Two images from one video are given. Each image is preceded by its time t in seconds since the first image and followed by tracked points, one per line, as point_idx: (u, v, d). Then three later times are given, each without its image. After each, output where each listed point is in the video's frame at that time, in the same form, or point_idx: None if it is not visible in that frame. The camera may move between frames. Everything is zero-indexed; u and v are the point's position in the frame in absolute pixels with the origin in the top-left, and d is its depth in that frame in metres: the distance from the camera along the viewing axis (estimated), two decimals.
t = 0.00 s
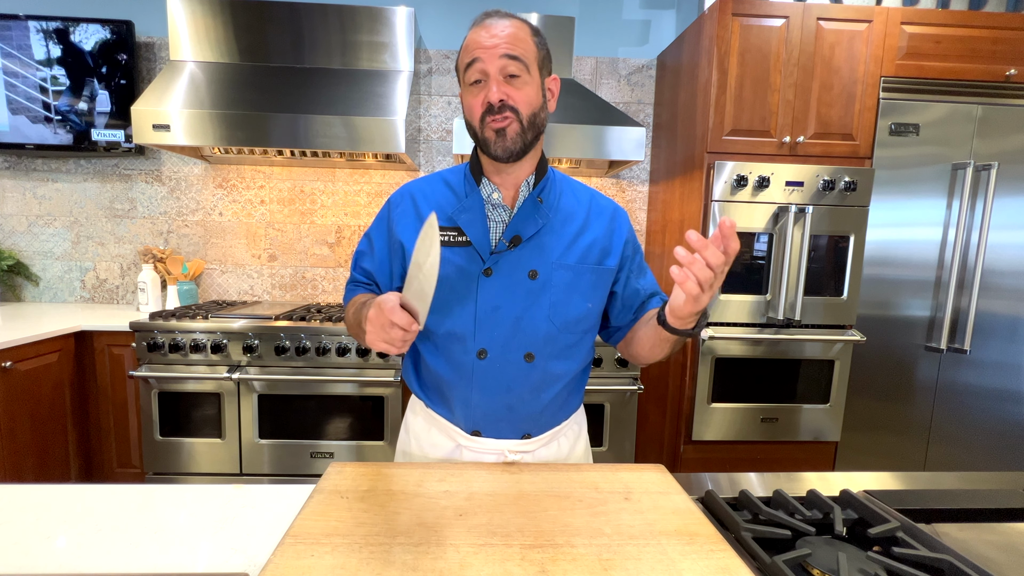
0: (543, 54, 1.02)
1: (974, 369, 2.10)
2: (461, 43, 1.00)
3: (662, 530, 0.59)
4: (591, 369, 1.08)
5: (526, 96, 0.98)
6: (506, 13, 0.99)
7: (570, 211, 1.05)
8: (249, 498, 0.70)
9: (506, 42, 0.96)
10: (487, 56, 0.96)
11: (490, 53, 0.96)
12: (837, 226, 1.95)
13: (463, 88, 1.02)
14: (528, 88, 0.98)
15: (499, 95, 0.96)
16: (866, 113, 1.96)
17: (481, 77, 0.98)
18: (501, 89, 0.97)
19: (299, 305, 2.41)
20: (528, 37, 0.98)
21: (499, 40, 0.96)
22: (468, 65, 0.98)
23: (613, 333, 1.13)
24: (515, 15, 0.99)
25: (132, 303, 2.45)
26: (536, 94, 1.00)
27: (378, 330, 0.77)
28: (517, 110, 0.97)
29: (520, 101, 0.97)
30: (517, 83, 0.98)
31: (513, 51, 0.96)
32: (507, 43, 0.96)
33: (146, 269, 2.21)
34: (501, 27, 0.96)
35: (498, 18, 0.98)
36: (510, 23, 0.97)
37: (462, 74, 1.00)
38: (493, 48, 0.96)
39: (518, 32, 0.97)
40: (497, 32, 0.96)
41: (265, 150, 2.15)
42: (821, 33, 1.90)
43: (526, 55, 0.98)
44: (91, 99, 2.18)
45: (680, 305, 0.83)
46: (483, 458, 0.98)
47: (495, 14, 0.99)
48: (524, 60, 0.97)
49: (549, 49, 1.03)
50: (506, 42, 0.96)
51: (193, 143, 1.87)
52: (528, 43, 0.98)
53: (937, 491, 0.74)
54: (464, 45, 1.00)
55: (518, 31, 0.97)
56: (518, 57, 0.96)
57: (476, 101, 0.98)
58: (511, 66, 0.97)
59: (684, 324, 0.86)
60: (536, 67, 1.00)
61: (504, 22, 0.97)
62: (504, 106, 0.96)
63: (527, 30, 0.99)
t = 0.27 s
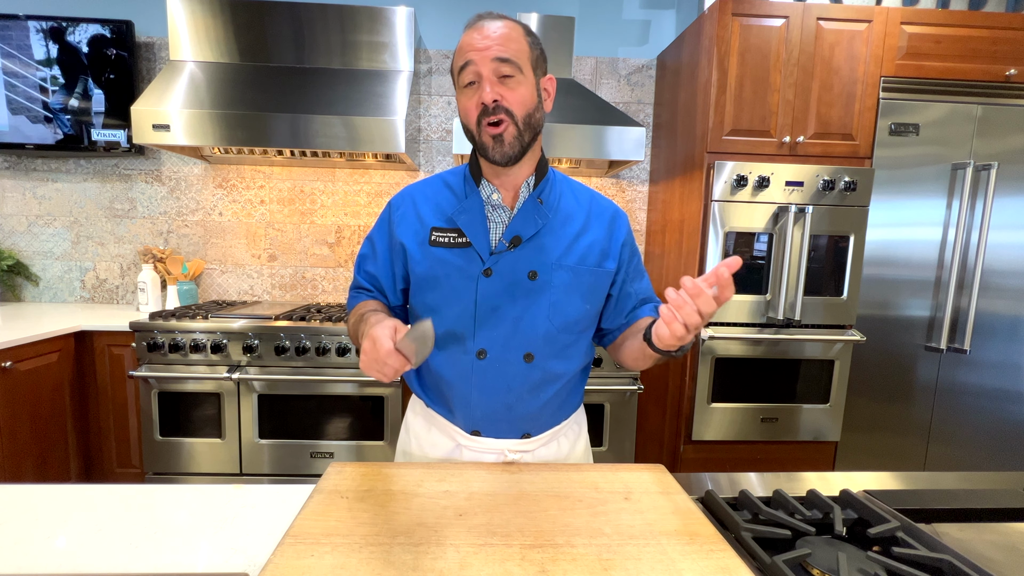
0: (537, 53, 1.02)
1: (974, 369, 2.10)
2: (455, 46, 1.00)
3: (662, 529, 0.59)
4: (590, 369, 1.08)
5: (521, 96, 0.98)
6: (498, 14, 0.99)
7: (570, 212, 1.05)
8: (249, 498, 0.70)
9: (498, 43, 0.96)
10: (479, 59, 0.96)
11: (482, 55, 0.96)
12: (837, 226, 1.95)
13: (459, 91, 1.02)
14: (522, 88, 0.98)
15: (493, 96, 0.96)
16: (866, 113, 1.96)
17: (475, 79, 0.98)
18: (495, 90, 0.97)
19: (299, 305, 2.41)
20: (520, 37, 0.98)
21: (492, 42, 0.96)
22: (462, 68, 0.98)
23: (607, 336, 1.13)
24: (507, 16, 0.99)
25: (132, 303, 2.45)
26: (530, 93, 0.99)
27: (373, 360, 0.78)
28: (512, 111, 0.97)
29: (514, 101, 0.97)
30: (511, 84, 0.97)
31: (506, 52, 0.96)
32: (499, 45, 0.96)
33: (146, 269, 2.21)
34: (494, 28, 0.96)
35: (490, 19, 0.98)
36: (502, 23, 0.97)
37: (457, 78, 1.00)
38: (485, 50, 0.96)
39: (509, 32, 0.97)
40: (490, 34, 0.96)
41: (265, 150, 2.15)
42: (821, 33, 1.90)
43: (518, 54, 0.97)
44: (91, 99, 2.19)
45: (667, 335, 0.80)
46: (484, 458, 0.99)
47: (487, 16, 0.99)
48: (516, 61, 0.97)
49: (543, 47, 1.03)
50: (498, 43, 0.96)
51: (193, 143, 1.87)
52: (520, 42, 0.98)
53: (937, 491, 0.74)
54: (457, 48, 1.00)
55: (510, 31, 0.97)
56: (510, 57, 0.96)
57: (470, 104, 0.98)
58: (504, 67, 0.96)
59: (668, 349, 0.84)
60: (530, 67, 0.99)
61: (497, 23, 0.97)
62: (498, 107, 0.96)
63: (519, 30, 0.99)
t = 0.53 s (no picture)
0: (525, 51, 1.01)
1: (974, 369, 2.10)
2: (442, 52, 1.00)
3: (662, 530, 0.59)
4: (589, 369, 1.08)
5: (510, 97, 0.98)
6: (483, 17, 0.98)
7: (569, 212, 1.05)
8: (249, 498, 0.70)
9: (484, 46, 0.96)
10: (466, 64, 0.96)
11: (468, 60, 0.96)
12: (837, 226, 1.95)
13: (450, 97, 1.03)
14: (511, 88, 0.98)
15: (482, 100, 0.97)
16: (866, 113, 1.96)
17: (463, 85, 0.98)
18: (483, 94, 0.97)
19: (299, 305, 2.41)
20: (506, 37, 0.97)
21: (477, 46, 0.95)
22: (450, 75, 0.99)
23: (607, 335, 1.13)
24: (493, 17, 0.98)
25: (132, 303, 2.45)
26: (520, 92, 0.99)
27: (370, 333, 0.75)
28: (502, 112, 0.97)
29: (504, 103, 0.97)
30: (500, 85, 0.97)
31: (492, 55, 0.96)
32: (485, 47, 0.96)
33: (146, 269, 2.21)
34: (479, 31, 0.96)
35: (476, 22, 0.98)
36: (488, 25, 0.97)
37: (447, 85, 1.01)
38: (470, 55, 0.96)
39: (494, 34, 0.97)
40: (475, 38, 0.96)
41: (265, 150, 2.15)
42: (821, 33, 1.90)
43: (504, 56, 0.97)
44: (91, 100, 2.19)
45: (662, 311, 0.86)
46: (483, 458, 0.99)
47: (472, 20, 0.98)
48: (503, 62, 0.97)
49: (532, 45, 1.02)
50: (484, 46, 0.96)
51: (193, 143, 1.87)
52: (506, 42, 0.97)
53: (937, 491, 0.74)
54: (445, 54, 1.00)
55: (496, 33, 0.97)
56: (496, 60, 0.96)
57: (460, 110, 0.99)
58: (491, 70, 0.96)
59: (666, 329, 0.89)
60: (518, 65, 0.99)
61: (482, 25, 0.97)
62: (487, 111, 0.96)
63: (505, 30, 0.98)
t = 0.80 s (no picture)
0: (519, 50, 1.00)
1: (974, 368, 2.10)
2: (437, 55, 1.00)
3: (662, 530, 0.59)
4: (590, 368, 1.09)
5: (504, 97, 0.97)
6: (475, 17, 0.98)
7: (569, 212, 1.05)
8: (249, 498, 0.70)
9: (477, 48, 0.95)
10: (459, 67, 0.96)
11: (462, 63, 0.96)
12: (837, 226, 1.95)
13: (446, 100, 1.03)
14: (505, 89, 0.98)
15: (476, 102, 0.97)
16: (866, 113, 1.96)
17: (458, 87, 0.98)
18: (477, 95, 0.97)
19: (299, 305, 2.41)
20: (499, 37, 0.97)
21: (470, 48, 0.95)
22: (444, 78, 0.99)
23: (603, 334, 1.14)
24: (487, 18, 0.98)
25: (132, 303, 2.45)
26: (515, 92, 0.99)
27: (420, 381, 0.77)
28: (497, 113, 0.97)
29: (498, 104, 0.97)
30: (494, 86, 0.97)
31: (485, 57, 0.95)
32: (478, 49, 0.95)
33: (146, 269, 2.21)
34: (472, 33, 0.96)
35: (470, 23, 0.97)
36: (481, 26, 0.96)
37: (442, 87, 1.02)
38: (464, 58, 0.96)
39: (487, 34, 0.96)
40: (468, 40, 0.96)
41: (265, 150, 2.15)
42: (821, 33, 1.90)
43: (497, 56, 0.96)
44: (91, 99, 2.19)
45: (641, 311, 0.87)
46: (484, 458, 0.99)
47: (465, 21, 0.98)
48: (496, 63, 0.96)
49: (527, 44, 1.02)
50: (477, 47, 0.95)
51: (193, 143, 1.87)
52: (499, 42, 0.97)
53: (937, 491, 0.74)
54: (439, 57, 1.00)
55: (488, 33, 0.96)
56: (489, 61, 0.96)
57: (455, 112, 0.99)
58: (484, 71, 0.96)
59: (652, 328, 0.89)
60: (512, 65, 0.98)
61: (475, 27, 0.96)
62: (481, 112, 0.97)
63: (498, 29, 0.98)
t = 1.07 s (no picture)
0: (515, 51, 1.00)
1: (973, 369, 2.10)
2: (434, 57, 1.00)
3: (662, 530, 0.59)
4: (589, 367, 1.09)
5: (502, 100, 0.98)
6: (472, 20, 0.98)
7: (568, 211, 1.05)
8: (249, 498, 0.70)
9: (474, 51, 0.95)
10: (457, 70, 0.96)
11: (459, 66, 0.96)
12: (837, 226, 1.95)
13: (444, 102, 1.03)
14: (503, 91, 0.98)
15: (474, 105, 0.97)
16: (866, 113, 1.96)
17: (455, 91, 0.98)
18: (475, 98, 0.97)
19: (299, 305, 2.41)
20: (496, 40, 0.97)
21: (468, 51, 0.95)
22: (442, 81, 0.99)
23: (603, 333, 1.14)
24: (484, 20, 0.98)
25: (132, 303, 2.45)
26: (512, 94, 0.99)
27: (416, 378, 0.77)
28: (495, 116, 0.97)
29: (496, 106, 0.97)
30: (491, 89, 0.97)
31: (482, 59, 0.95)
32: (475, 52, 0.95)
33: (146, 269, 2.21)
34: (469, 36, 0.96)
35: (467, 25, 0.97)
36: (479, 28, 0.96)
37: (440, 90, 1.01)
38: (461, 61, 0.96)
39: (485, 37, 0.96)
40: (466, 43, 0.96)
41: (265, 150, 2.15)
42: (821, 33, 1.90)
43: (494, 59, 0.96)
44: (91, 99, 2.19)
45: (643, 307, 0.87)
46: (484, 457, 0.99)
47: (462, 24, 0.98)
48: (494, 66, 0.96)
49: (523, 45, 1.02)
50: (474, 50, 0.95)
51: (193, 143, 1.87)
52: (496, 45, 0.97)
53: (937, 491, 0.74)
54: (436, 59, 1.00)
55: (486, 36, 0.96)
56: (486, 64, 0.96)
57: (453, 115, 0.99)
58: (482, 74, 0.96)
59: (653, 325, 0.88)
60: (509, 67, 0.98)
61: (472, 29, 0.96)
62: (480, 115, 0.97)
63: (495, 32, 0.98)
